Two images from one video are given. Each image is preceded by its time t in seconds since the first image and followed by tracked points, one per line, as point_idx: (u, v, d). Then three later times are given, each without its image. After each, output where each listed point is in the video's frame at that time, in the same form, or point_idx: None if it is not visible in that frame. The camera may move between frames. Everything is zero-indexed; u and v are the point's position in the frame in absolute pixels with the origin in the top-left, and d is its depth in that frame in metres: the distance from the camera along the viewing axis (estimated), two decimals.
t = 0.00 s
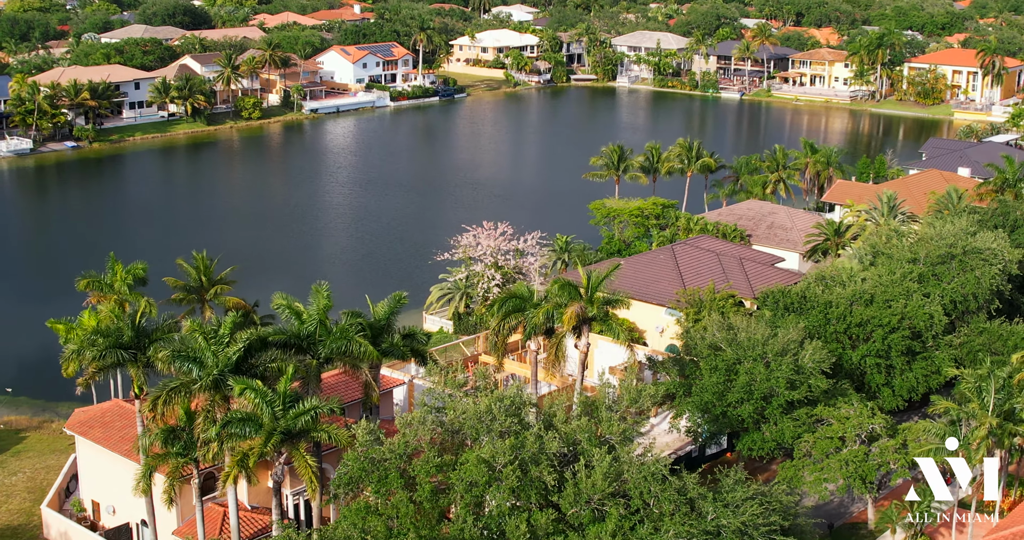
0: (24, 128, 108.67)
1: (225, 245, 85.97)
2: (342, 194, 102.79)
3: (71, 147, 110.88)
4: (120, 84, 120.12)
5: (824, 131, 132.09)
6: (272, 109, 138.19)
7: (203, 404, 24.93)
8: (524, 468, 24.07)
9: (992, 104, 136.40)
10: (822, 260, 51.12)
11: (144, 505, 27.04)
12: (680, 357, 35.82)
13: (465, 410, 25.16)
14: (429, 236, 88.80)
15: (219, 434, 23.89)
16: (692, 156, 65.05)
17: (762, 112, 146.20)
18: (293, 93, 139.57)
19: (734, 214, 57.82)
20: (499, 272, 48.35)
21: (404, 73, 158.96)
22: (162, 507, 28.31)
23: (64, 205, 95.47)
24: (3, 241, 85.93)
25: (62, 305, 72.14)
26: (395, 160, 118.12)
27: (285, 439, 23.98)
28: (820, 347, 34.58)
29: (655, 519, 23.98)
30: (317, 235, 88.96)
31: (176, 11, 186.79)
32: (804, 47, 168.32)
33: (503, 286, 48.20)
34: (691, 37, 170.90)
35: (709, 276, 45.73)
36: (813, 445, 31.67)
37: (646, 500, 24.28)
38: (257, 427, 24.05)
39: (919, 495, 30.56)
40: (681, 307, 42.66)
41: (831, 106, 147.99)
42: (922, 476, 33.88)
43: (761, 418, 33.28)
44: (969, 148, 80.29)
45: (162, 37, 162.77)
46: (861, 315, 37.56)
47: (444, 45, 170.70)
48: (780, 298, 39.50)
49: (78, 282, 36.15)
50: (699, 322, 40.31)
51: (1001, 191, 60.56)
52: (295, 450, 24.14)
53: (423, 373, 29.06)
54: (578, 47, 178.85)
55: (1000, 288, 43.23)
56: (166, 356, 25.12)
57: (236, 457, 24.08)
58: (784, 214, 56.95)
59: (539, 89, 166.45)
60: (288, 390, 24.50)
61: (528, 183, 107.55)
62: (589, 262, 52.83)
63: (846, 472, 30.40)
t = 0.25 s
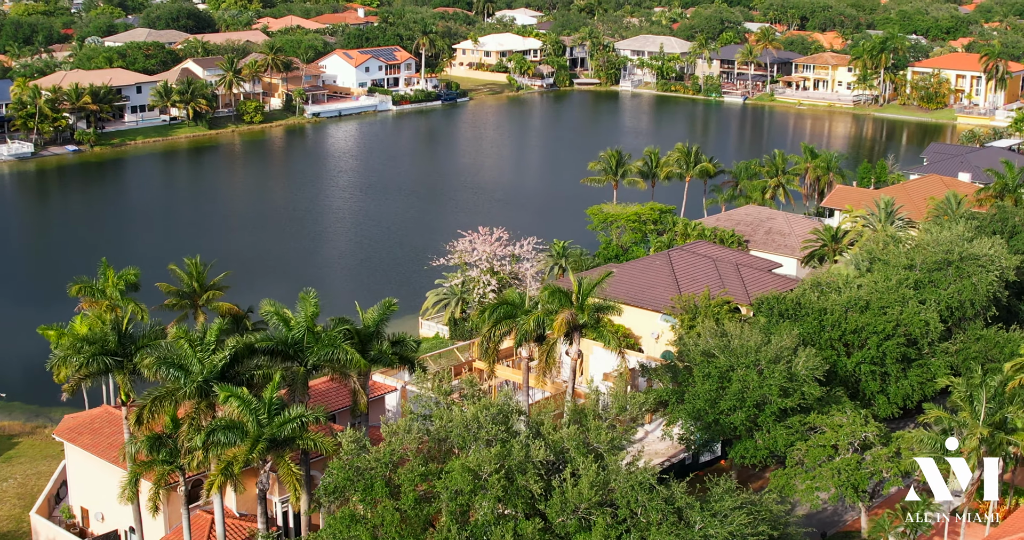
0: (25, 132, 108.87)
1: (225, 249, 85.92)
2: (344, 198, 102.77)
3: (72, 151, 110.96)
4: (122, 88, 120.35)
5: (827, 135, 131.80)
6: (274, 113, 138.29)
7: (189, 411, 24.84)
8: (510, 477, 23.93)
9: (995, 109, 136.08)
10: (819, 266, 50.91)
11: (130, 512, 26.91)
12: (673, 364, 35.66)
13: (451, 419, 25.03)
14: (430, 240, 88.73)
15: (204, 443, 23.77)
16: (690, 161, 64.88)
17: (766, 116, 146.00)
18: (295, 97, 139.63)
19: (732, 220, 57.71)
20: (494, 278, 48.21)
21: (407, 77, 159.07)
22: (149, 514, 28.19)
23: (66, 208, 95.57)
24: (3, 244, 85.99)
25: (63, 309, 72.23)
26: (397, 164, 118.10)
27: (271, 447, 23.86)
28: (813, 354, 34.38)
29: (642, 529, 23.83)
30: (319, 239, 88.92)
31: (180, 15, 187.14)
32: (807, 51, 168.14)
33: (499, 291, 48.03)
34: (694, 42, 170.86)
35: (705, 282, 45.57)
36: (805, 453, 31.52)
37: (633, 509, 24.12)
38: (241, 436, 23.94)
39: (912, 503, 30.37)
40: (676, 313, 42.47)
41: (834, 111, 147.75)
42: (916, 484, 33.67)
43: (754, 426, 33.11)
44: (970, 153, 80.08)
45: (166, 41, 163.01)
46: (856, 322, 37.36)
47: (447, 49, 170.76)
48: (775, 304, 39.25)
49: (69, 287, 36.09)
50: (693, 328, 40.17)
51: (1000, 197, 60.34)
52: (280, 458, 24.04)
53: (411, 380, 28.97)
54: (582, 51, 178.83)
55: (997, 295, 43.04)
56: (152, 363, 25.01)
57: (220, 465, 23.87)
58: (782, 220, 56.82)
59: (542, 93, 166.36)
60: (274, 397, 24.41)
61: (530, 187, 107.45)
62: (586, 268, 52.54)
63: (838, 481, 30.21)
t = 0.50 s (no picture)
0: (27, 135, 108.93)
1: (226, 253, 85.80)
2: (347, 201, 102.69)
3: (73, 154, 110.99)
4: (123, 91, 120.46)
5: (831, 139, 131.50)
6: (276, 116, 138.32)
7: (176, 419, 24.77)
8: (498, 485, 23.81)
9: (998, 113, 135.86)
10: (817, 271, 50.69)
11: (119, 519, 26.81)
12: (668, 370, 35.49)
13: (440, 427, 24.90)
14: (432, 244, 88.59)
15: (191, 450, 23.70)
16: (689, 165, 64.73)
17: (769, 120, 145.78)
18: (297, 100, 139.68)
19: (730, 224, 57.58)
20: (491, 282, 48.00)
21: (409, 80, 159.19)
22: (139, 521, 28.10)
23: (68, 211, 95.64)
24: (4, 248, 85.94)
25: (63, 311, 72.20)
26: (400, 167, 118.02)
27: (258, 453, 23.83)
28: (807, 360, 34.19)
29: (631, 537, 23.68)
30: (321, 243, 88.85)
31: (184, 18, 187.31)
32: (811, 55, 167.91)
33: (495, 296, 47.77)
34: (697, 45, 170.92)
35: (702, 287, 45.39)
36: (799, 460, 31.35)
37: (622, 517, 23.97)
38: (228, 443, 23.84)
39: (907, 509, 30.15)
40: (672, 318, 42.27)
41: (837, 114, 147.49)
42: (911, 491, 33.43)
43: (747, 433, 32.94)
44: (971, 157, 79.93)
45: (169, 45, 163.10)
46: (851, 328, 37.17)
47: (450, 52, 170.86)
48: (771, 310, 38.99)
49: (62, 292, 36.00)
50: (688, 334, 40.03)
51: (1000, 202, 60.15)
52: (267, 466, 23.95)
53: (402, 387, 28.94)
54: (585, 54, 178.88)
55: (995, 301, 42.87)
56: (139, 370, 24.94)
57: (207, 473, 23.83)
58: (780, 224, 56.73)
59: (545, 96, 166.23)
60: (261, 404, 24.33)
61: (533, 191, 107.30)
62: (584, 272, 52.85)
63: (831, 488, 30.04)
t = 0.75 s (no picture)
0: (28, 139, 109.05)
1: (227, 256, 85.73)
2: (348, 206, 102.59)
3: (75, 158, 111.07)
4: (125, 95, 120.57)
5: (834, 144, 131.16)
6: (278, 120, 138.39)
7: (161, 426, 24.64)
8: (484, 494, 23.65)
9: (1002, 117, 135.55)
10: (814, 277, 50.48)
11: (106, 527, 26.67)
12: (661, 377, 35.33)
13: (425, 434, 24.75)
14: (434, 249, 88.40)
15: (175, 458, 23.61)
16: (687, 171, 64.62)
17: (772, 124, 145.47)
18: (299, 104, 139.76)
19: (728, 230, 57.41)
20: (486, 288, 47.73)
21: (412, 84, 159.22)
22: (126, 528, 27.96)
23: (69, 215, 95.66)
24: (5, 251, 85.93)
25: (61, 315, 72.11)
26: (402, 171, 117.89)
27: (243, 461, 23.75)
28: (801, 368, 34.02)
29: None
30: (322, 247, 88.72)
31: (188, 22, 187.59)
32: (814, 59, 167.69)
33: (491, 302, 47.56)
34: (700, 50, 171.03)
35: (698, 293, 45.19)
36: (791, 468, 31.15)
37: (608, 526, 23.78)
38: (213, 450, 23.75)
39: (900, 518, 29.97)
40: (667, 325, 42.06)
41: (840, 119, 147.17)
42: (906, 499, 33.19)
43: (740, 440, 32.76)
44: (972, 162, 79.68)
45: (172, 49, 163.36)
46: (847, 334, 36.98)
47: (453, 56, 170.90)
48: (765, 317, 38.76)
49: (53, 298, 35.93)
50: (683, 340, 39.87)
51: (1000, 207, 59.90)
52: (252, 474, 23.87)
53: (391, 395, 28.91)
54: (588, 58, 178.80)
55: (993, 307, 42.65)
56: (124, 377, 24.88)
57: (191, 481, 23.74)
58: (779, 230, 56.60)
59: (548, 100, 166.08)
60: (246, 411, 24.26)
61: (535, 195, 107.17)
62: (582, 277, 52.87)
63: (823, 496, 29.85)
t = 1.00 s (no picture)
0: (29, 143, 109.18)
1: (228, 260, 85.68)
2: (349, 209, 102.54)
3: (76, 161, 111.14)
4: (127, 98, 120.77)
5: (837, 147, 130.91)
6: (280, 124, 138.46)
7: (147, 433, 24.56)
8: (472, 502, 23.54)
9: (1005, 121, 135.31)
10: (811, 282, 50.32)
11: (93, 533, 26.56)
12: (654, 383, 35.18)
13: (413, 442, 24.60)
14: (434, 252, 88.30)
15: (161, 464, 23.55)
16: (685, 175, 64.49)
17: (774, 127, 145.23)
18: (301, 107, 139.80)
19: (726, 234, 57.25)
20: (482, 292, 47.52)
21: (414, 87, 159.19)
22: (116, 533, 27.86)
23: (70, 218, 95.73)
24: (5, 254, 85.94)
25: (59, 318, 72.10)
26: (404, 175, 117.83)
27: (228, 468, 23.72)
28: (795, 374, 33.87)
29: None
30: (323, 250, 88.68)
31: (191, 25, 187.82)
32: (817, 63, 167.52)
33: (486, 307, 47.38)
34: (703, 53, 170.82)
35: (694, 298, 44.99)
36: (784, 475, 30.99)
37: (596, 535, 23.66)
38: (199, 457, 23.72)
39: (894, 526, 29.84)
40: (663, 330, 41.91)
41: (843, 122, 146.94)
42: (900, 506, 33.02)
43: (734, 447, 32.58)
44: (973, 166, 79.48)
45: (174, 52, 163.53)
46: (842, 340, 36.81)
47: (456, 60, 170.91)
48: (760, 322, 38.51)
49: (45, 302, 35.83)
50: (678, 345, 39.70)
51: (999, 212, 59.71)
52: (238, 480, 23.83)
53: (382, 400, 28.84)
54: (591, 61, 178.78)
55: (990, 312, 42.46)
56: (110, 383, 24.83)
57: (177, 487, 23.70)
58: (777, 234, 56.44)
59: (550, 103, 165.97)
60: (232, 418, 24.23)
61: (537, 199, 107.05)
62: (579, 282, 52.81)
63: (815, 504, 29.71)
